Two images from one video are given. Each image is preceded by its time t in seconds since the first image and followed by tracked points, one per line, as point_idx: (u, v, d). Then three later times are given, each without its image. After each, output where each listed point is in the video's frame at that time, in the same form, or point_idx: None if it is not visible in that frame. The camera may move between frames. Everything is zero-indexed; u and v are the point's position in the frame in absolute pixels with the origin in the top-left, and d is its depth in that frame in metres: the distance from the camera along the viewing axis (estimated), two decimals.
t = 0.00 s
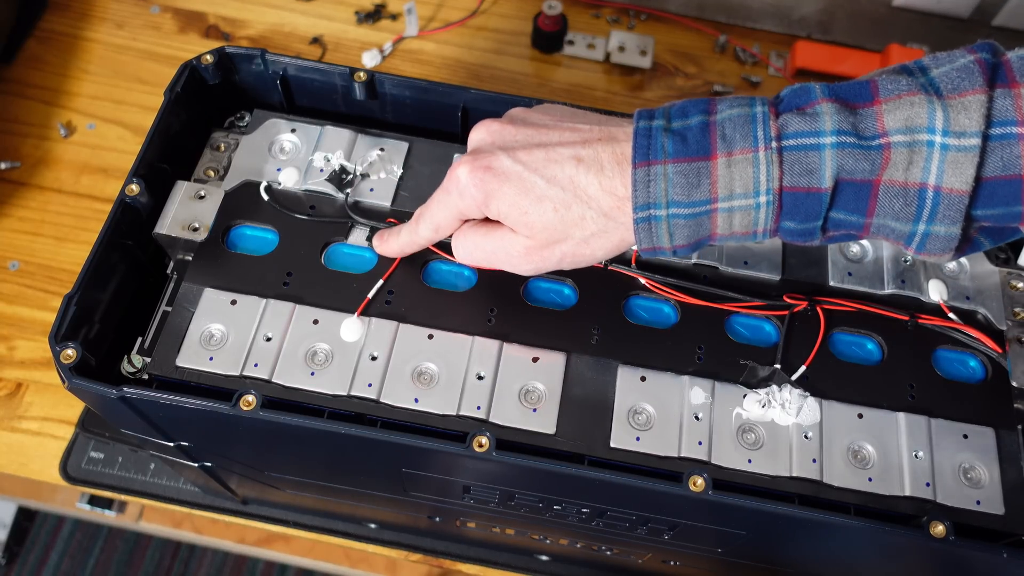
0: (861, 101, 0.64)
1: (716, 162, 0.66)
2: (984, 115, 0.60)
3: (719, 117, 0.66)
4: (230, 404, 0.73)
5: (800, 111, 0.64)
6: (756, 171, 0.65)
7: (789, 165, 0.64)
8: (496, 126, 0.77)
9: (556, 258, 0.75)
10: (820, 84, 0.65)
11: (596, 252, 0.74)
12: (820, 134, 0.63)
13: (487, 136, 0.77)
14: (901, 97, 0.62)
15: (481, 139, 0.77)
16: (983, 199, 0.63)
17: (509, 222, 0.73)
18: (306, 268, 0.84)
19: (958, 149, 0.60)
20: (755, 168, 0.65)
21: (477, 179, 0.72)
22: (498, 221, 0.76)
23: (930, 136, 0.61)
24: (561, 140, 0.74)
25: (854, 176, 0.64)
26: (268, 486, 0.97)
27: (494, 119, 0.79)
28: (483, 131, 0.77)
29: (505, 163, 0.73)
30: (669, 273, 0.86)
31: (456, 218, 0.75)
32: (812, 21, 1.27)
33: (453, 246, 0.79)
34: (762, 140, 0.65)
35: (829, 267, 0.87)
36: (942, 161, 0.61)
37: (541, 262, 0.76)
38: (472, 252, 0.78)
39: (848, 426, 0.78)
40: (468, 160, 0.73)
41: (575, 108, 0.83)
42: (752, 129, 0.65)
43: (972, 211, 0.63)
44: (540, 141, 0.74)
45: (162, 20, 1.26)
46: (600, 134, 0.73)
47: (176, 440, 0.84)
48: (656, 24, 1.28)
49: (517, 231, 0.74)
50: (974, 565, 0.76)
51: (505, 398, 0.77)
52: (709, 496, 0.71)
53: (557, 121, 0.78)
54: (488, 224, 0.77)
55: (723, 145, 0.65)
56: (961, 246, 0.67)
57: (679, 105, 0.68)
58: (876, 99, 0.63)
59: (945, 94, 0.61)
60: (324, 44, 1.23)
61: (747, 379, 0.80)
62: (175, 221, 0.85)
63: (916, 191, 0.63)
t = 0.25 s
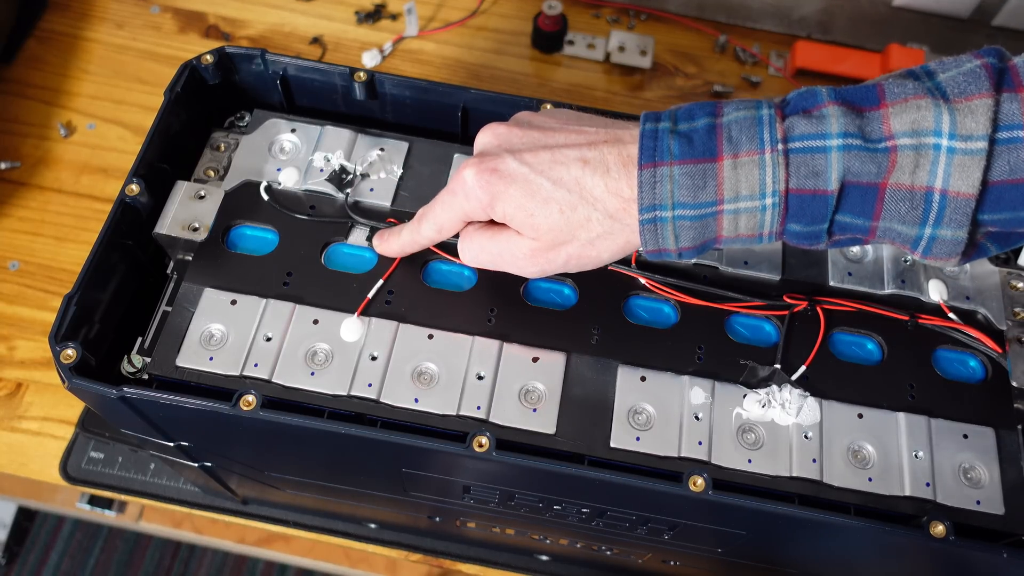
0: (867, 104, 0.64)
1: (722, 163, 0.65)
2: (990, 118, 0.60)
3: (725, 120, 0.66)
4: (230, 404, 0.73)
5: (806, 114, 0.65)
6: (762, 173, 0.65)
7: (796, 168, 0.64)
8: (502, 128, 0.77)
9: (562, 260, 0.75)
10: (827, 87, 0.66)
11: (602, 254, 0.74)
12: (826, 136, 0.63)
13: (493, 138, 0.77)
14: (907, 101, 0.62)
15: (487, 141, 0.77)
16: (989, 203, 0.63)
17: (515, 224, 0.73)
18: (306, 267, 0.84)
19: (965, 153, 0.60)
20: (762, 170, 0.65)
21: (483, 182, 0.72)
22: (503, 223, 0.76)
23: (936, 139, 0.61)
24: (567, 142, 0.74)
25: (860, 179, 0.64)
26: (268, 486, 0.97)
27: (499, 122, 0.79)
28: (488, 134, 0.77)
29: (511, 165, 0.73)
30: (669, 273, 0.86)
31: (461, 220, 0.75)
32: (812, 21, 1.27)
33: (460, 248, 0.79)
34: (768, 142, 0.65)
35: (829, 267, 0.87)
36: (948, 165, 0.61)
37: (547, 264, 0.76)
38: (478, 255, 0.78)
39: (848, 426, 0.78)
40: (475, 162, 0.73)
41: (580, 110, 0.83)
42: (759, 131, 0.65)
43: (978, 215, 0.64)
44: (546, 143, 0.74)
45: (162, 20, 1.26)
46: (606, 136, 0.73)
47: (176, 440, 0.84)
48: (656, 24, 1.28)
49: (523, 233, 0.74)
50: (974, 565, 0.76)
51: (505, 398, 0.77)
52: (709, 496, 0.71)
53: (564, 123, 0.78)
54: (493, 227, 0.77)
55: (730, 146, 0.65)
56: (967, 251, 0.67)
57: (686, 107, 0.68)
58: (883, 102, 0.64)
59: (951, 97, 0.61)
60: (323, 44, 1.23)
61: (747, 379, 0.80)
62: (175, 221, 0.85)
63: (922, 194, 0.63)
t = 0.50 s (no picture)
0: (872, 110, 0.64)
1: (728, 170, 0.66)
2: (995, 123, 0.60)
3: (732, 126, 0.66)
4: (230, 404, 0.73)
5: (812, 121, 0.65)
6: (768, 180, 0.65)
7: (802, 174, 0.64)
8: (512, 136, 0.77)
9: (573, 267, 0.75)
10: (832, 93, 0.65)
11: (613, 261, 0.74)
12: (831, 143, 0.63)
13: (503, 146, 0.77)
14: (912, 106, 0.62)
15: (497, 149, 0.77)
16: (994, 206, 0.63)
17: (528, 232, 0.73)
18: (306, 267, 0.84)
19: (969, 158, 0.60)
20: (768, 177, 0.65)
21: (497, 192, 0.72)
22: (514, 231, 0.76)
23: (941, 145, 0.61)
24: (578, 150, 0.74)
25: (866, 184, 0.64)
26: (268, 486, 0.97)
27: (507, 129, 0.79)
28: (499, 142, 0.77)
29: (524, 175, 0.73)
30: (669, 273, 0.86)
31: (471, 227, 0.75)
32: (812, 21, 1.27)
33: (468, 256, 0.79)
34: (774, 149, 0.65)
35: (829, 266, 0.87)
36: (953, 170, 0.61)
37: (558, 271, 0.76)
38: (488, 261, 0.78)
39: (848, 426, 0.78)
40: (488, 172, 0.73)
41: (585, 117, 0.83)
42: (764, 138, 0.65)
43: (983, 219, 0.63)
44: (557, 152, 0.74)
45: (162, 20, 1.26)
46: (616, 144, 0.74)
47: (176, 440, 0.84)
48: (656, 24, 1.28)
49: (535, 241, 0.74)
50: (974, 565, 0.76)
51: (505, 398, 0.77)
52: (709, 496, 0.71)
53: (571, 131, 0.78)
54: (503, 234, 0.77)
55: (736, 154, 0.65)
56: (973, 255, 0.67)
57: (692, 113, 0.68)
58: (888, 108, 0.63)
59: (956, 102, 0.61)
60: (323, 44, 1.23)
61: (747, 379, 0.80)
62: (175, 221, 0.85)
63: (928, 199, 0.63)
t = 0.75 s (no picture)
0: (863, 97, 0.64)
1: (716, 157, 0.66)
2: (986, 111, 0.60)
3: (720, 112, 0.66)
4: (230, 404, 0.73)
5: (801, 107, 0.65)
6: (756, 166, 0.65)
7: (790, 161, 0.64)
8: (496, 122, 0.77)
9: (558, 253, 0.75)
10: (822, 79, 0.65)
11: (598, 247, 0.74)
12: (821, 129, 0.63)
13: (487, 134, 0.77)
14: (902, 94, 0.62)
15: (481, 137, 0.77)
16: (984, 196, 0.63)
17: (511, 219, 0.73)
18: (306, 267, 0.84)
19: (960, 146, 0.60)
20: (756, 163, 0.65)
21: (479, 177, 0.72)
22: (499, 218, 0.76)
23: (931, 133, 0.61)
24: (561, 136, 0.74)
25: (855, 172, 0.64)
26: (268, 486, 0.97)
27: (493, 117, 0.79)
28: (483, 129, 0.77)
29: (506, 160, 0.73)
30: (669, 273, 0.86)
31: (457, 215, 0.75)
32: (812, 21, 1.27)
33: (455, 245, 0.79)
34: (763, 135, 0.65)
35: (829, 266, 0.87)
36: (943, 158, 0.61)
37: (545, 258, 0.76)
38: (474, 250, 0.78)
39: (849, 426, 0.78)
40: (469, 158, 0.73)
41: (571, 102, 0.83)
42: (753, 124, 0.65)
43: (973, 208, 0.63)
44: (540, 138, 0.74)
45: (162, 20, 1.25)
46: (600, 129, 0.73)
47: (176, 440, 0.84)
48: (656, 24, 1.28)
49: (519, 228, 0.74)
50: (974, 565, 0.76)
51: (505, 398, 0.77)
52: (709, 496, 0.71)
53: (556, 116, 0.77)
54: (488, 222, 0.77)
55: (724, 140, 0.65)
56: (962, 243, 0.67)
57: (681, 99, 0.68)
58: (878, 94, 0.64)
59: (947, 90, 0.61)
60: (323, 44, 1.23)
61: (747, 379, 0.80)
62: (175, 221, 0.85)
63: (917, 188, 0.63)
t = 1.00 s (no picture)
0: (867, 101, 0.64)
1: (721, 163, 0.65)
2: (990, 113, 0.60)
3: (724, 119, 0.66)
4: (230, 404, 0.73)
5: (805, 112, 0.64)
6: (761, 173, 0.65)
7: (795, 167, 0.64)
8: (501, 126, 0.77)
9: (563, 261, 0.75)
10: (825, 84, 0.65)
11: (603, 254, 0.74)
12: (825, 134, 0.63)
13: (493, 137, 0.77)
14: (906, 97, 0.62)
15: (486, 140, 0.77)
16: (990, 197, 0.63)
17: (517, 225, 0.73)
18: (306, 267, 0.84)
19: (965, 149, 0.60)
20: (761, 170, 0.65)
21: (485, 183, 0.72)
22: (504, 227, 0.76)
23: (936, 136, 0.61)
24: (568, 142, 0.74)
25: (861, 177, 0.64)
26: (268, 486, 0.97)
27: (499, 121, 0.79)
28: (487, 132, 0.77)
29: (513, 166, 0.73)
30: (669, 273, 0.86)
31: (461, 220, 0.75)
32: (812, 21, 1.27)
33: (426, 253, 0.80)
34: (767, 141, 0.65)
35: (829, 266, 0.87)
36: (949, 161, 0.61)
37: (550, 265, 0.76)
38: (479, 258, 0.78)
39: (848, 426, 0.78)
40: (476, 163, 0.73)
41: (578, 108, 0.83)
42: (758, 130, 0.65)
43: (979, 210, 0.63)
44: (547, 144, 0.74)
45: (162, 20, 1.25)
46: (608, 137, 0.73)
47: (176, 440, 0.84)
48: (656, 24, 1.28)
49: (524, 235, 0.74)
50: (974, 565, 0.76)
51: (505, 398, 0.77)
52: (709, 496, 0.71)
53: (563, 122, 0.78)
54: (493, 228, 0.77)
55: (729, 147, 0.65)
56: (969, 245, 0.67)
57: (683, 106, 0.68)
58: (882, 98, 0.63)
59: (952, 93, 0.61)
60: (323, 44, 1.23)
61: (747, 379, 0.80)
62: (175, 221, 0.85)
63: (923, 191, 0.63)
